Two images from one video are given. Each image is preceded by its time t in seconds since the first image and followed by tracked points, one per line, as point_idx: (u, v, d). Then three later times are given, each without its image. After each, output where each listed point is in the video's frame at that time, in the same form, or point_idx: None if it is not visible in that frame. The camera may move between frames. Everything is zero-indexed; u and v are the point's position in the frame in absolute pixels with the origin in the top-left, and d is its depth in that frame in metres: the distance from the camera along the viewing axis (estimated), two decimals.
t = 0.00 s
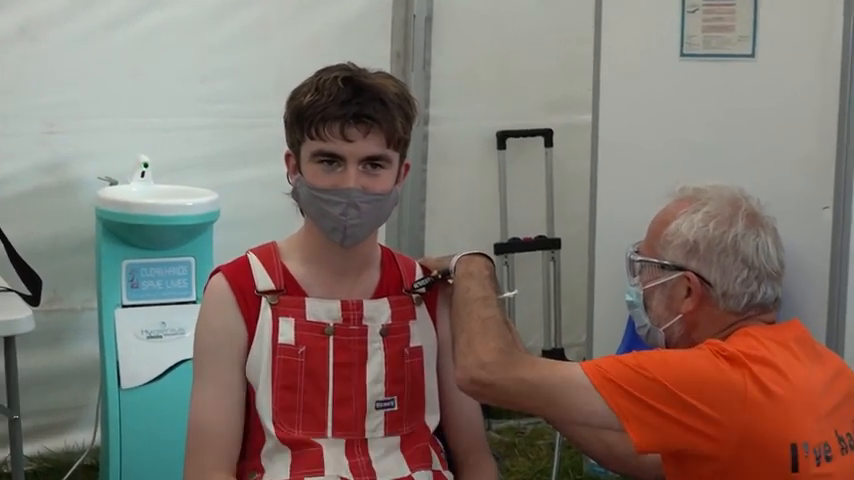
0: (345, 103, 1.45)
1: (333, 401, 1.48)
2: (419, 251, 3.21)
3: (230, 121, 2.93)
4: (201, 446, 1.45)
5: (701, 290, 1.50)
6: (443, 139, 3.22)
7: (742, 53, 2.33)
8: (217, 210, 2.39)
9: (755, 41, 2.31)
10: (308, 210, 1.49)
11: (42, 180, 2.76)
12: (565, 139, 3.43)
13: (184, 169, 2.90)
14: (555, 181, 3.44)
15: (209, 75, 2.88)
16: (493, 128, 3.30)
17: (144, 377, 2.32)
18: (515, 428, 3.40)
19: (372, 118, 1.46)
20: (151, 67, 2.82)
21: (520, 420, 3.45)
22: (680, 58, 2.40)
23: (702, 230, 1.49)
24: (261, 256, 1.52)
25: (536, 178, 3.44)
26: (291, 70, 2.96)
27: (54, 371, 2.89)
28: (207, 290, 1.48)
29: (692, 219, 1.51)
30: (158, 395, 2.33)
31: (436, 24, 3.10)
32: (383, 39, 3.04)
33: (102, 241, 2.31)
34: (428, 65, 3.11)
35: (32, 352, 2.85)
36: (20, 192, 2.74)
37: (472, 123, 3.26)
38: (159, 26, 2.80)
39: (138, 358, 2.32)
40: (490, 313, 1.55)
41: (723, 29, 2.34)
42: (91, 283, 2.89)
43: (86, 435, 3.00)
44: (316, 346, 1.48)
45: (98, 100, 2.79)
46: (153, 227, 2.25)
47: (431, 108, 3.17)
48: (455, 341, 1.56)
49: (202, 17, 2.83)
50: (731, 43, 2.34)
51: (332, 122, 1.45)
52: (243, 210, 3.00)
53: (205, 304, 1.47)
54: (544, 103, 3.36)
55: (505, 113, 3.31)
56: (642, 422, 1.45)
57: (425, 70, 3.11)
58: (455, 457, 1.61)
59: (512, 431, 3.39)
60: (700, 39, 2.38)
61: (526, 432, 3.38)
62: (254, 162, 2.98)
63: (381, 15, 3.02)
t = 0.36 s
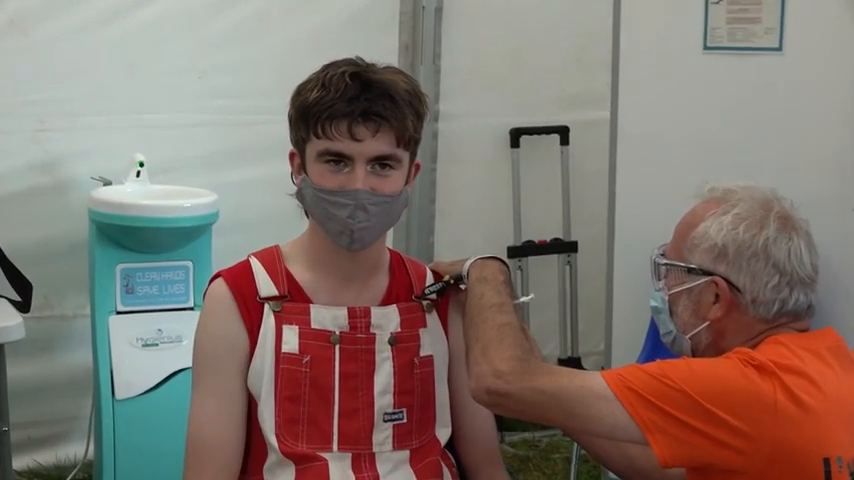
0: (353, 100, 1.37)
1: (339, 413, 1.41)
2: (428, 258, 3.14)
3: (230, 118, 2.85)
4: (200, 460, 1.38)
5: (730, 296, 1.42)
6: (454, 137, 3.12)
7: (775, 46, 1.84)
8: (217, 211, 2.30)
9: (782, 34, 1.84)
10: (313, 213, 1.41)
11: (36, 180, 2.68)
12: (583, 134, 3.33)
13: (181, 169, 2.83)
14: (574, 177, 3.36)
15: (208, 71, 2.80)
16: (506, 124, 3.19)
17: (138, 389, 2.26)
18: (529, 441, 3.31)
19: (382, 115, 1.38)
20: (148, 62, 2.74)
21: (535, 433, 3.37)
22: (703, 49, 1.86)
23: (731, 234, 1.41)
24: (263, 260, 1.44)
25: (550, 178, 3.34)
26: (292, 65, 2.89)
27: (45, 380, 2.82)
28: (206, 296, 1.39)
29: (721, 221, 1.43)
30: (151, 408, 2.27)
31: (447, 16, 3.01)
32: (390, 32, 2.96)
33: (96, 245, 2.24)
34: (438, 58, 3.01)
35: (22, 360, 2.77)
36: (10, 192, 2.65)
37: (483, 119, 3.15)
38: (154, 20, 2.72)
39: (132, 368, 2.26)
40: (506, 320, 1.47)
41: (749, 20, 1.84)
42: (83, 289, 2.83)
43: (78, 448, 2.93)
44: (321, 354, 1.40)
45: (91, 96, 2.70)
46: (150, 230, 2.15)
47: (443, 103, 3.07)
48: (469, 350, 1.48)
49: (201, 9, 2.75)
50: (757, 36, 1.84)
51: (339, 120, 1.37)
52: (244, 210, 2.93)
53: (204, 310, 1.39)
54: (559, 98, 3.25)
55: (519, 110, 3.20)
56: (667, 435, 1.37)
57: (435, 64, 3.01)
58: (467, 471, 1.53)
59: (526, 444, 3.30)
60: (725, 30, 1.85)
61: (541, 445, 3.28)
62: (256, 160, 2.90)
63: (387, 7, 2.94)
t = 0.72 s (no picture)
0: (353, 96, 1.30)
1: (338, 425, 1.33)
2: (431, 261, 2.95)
3: (220, 115, 2.66)
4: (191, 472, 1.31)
5: (748, 300, 1.35)
6: (457, 133, 2.94)
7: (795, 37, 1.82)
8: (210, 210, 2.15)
9: (804, 25, 1.81)
10: (311, 214, 1.34)
11: (17, 180, 2.49)
12: (593, 133, 3.15)
13: (171, 168, 2.64)
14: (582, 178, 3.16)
15: (199, 64, 2.61)
16: (513, 121, 3.02)
17: (127, 400, 2.09)
18: (538, 454, 3.22)
19: (383, 112, 1.31)
20: (134, 53, 2.54)
21: (543, 445, 3.27)
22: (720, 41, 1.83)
23: (750, 236, 1.34)
24: (258, 264, 1.37)
25: (560, 178, 3.15)
26: (290, 55, 2.70)
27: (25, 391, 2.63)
28: (199, 301, 1.33)
29: (739, 222, 1.36)
30: (142, 421, 2.10)
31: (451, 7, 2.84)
32: (391, 22, 2.79)
33: (80, 246, 2.07)
34: (441, 50, 2.84)
35: None
36: None
37: (488, 115, 2.98)
38: (141, 8, 2.51)
39: (120, 379, 2.10)
40: (512, 327, 1.40)
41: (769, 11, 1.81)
42: (66, 295, 2.63)
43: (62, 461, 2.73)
44: (319, 363, 1.33)
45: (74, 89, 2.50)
46: (139, 232, 2.01)
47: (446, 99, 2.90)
48: (474, 358, 1.41)
49: None
50: (778, 27, 1.82)
51: (338, 117, 1.30)
52: (238, 212, 2.74)
53: (196, 315, 1.32)
54: (569, 93, 3.07)
55: (525, 106, 3.02)
56: (683, 447, 1.30)
57: (439, 56, 2.84)
58: None
59: (534, 457, 3.21)
60: (744, 21, 1.82)
61: (550, 459, 3.20)
62: (251, 157, 2.71)
63: None
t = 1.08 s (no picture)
0: (354, 90, 1.22)
1: (336, 438, 1.26)
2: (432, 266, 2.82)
3: (211, 110, 2.52)
4: None
5: (769, 305, 1.28)
6: (460, 130, 2.80)
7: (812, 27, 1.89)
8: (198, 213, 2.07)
9: (823, 16, 1.88)
10: (313, 217, 1.26)
11: None
12: (603, 127, 2.97)
13: (157, 167, 2.50)
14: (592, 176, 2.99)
15: (187, 57, 2.48)
16: (519, 115, 2.87)
17: (112, 411, 2.03)
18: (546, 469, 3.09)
19: (387, 105, 1.23)
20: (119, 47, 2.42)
21: (551, 458, 3.12)
22: (738, 32, 1.88)
23: (771, 238, 1.27)
24: (251, 268, 1.29)
25: (569, 176, 2.98)
26: (280, 49, 2.58)
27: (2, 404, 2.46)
28: (189, 307, 1.26)
29: (759, 222, 1.29)
30: (127, 433, 2.04)
31: None
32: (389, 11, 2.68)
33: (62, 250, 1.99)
34: (442, 43, 2.72)
35: None
36: None
37: (491, 110, 2.83)
38: None
39: (107, 388, 2.03)
40: (519, 333, 1.34)
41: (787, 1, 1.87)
42: (49, 300, 2.48)
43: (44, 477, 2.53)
44: (315, 372, 1.26)
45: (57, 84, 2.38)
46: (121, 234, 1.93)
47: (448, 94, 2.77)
48: (479, 367, 1.34)
49: None
50: (796, 18, 1.88)
51: (341, 113, 1.22)
52: (228, 212, 2.60)
53: (186, 322, 1.25)
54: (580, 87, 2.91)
55: (530, 98, 2.87)
56: (699, 460, 1.23)
57: (439, 49, 2.72)
58: None
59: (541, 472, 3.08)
60: (762, 12, 1.87)
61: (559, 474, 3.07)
62: (241, 155, 2.57)
63: None
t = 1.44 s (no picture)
0: (352, 84, 1.16)
1: (335, 451, 1.19)
2: (435, 271, 2.72)
3: (199, 108, 2.44)
4: None
5: (792, 310, 1.22)
6: (464, 126, 2.71)
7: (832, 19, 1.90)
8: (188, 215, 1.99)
9: (843, 8, 1.90)
10: (310, 219, 1.20)
11: None
12: (616, 122, 2.91)
13: (143, 168, 2.42)
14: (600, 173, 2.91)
15: (175, 51, 2.40)
16: (524, 113, 2.79)
17: (98, 424, 1.97)
18: None
19: (387, 99, 1.17)
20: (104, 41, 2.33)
21: (559, 471, 2.87)
22: (757, 22, 1.87)
23: (795, 240, 1.20)
24: (245, 273, 1.23)
25: (578, 176, 2.91)
26: (276, 42, 2.49)
27: None
28: (179, 315, 1.20)
29: (783, 223, 1.22)
30: (113, 447, 1.99)
31: None
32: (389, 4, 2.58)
33: (45, 257, 1.93)
34: (445, 35, 2.62)
35: None
36: None
37: (494, 106, 2.74)
38: None
39: (93, 400, 1.97)
40: (528, 341, 1.28)
41: None
42: (32, 306, 2.38)
43: None
44: (313, 382, 1.19)
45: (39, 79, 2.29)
46: (105, 239, 1.86)
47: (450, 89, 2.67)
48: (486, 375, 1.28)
49: None
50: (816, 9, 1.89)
51: (338, 108, 1.15)
52: (218, 216, 2.52)
53: (176, 331, 1.19)
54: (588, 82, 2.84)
55: (535, 94, 2.79)
56: (718, 473, 1.16)
57: (441, 43, 2.62)
58: None
59: None
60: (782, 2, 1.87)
61: None
62: (235, 156, 2.50)
63: None
